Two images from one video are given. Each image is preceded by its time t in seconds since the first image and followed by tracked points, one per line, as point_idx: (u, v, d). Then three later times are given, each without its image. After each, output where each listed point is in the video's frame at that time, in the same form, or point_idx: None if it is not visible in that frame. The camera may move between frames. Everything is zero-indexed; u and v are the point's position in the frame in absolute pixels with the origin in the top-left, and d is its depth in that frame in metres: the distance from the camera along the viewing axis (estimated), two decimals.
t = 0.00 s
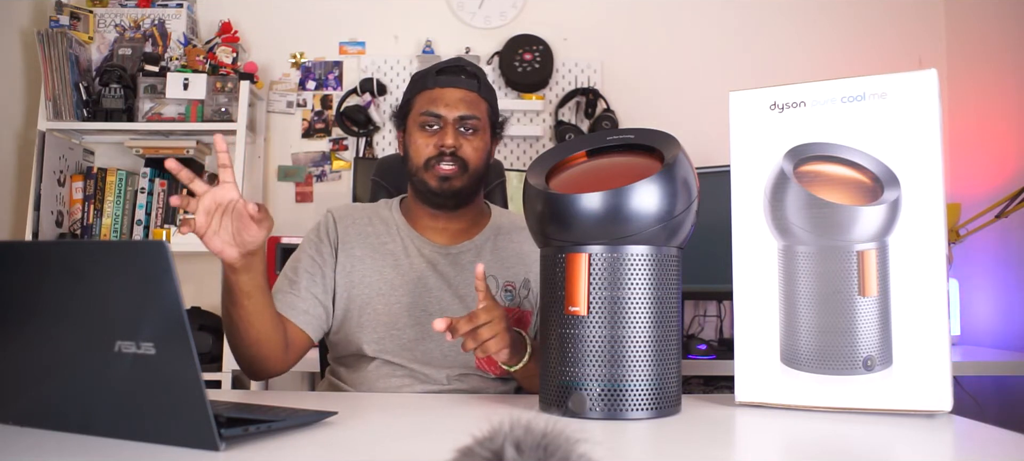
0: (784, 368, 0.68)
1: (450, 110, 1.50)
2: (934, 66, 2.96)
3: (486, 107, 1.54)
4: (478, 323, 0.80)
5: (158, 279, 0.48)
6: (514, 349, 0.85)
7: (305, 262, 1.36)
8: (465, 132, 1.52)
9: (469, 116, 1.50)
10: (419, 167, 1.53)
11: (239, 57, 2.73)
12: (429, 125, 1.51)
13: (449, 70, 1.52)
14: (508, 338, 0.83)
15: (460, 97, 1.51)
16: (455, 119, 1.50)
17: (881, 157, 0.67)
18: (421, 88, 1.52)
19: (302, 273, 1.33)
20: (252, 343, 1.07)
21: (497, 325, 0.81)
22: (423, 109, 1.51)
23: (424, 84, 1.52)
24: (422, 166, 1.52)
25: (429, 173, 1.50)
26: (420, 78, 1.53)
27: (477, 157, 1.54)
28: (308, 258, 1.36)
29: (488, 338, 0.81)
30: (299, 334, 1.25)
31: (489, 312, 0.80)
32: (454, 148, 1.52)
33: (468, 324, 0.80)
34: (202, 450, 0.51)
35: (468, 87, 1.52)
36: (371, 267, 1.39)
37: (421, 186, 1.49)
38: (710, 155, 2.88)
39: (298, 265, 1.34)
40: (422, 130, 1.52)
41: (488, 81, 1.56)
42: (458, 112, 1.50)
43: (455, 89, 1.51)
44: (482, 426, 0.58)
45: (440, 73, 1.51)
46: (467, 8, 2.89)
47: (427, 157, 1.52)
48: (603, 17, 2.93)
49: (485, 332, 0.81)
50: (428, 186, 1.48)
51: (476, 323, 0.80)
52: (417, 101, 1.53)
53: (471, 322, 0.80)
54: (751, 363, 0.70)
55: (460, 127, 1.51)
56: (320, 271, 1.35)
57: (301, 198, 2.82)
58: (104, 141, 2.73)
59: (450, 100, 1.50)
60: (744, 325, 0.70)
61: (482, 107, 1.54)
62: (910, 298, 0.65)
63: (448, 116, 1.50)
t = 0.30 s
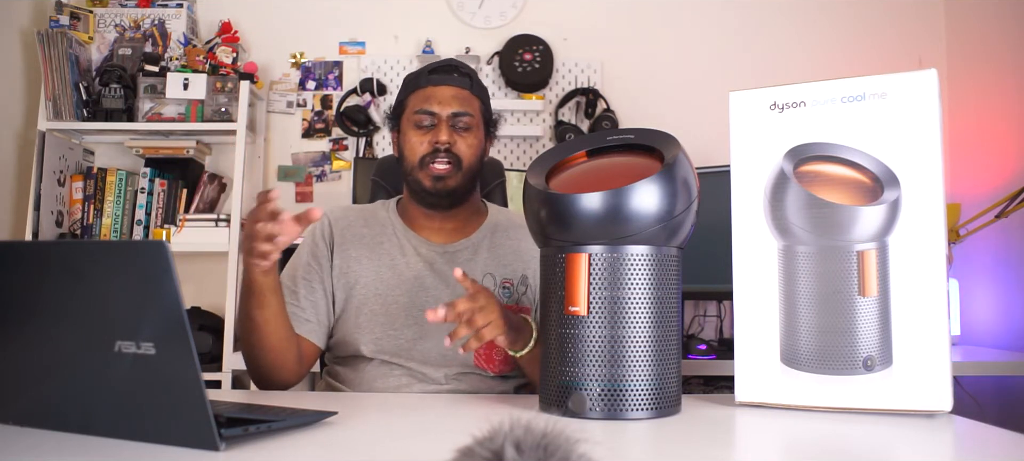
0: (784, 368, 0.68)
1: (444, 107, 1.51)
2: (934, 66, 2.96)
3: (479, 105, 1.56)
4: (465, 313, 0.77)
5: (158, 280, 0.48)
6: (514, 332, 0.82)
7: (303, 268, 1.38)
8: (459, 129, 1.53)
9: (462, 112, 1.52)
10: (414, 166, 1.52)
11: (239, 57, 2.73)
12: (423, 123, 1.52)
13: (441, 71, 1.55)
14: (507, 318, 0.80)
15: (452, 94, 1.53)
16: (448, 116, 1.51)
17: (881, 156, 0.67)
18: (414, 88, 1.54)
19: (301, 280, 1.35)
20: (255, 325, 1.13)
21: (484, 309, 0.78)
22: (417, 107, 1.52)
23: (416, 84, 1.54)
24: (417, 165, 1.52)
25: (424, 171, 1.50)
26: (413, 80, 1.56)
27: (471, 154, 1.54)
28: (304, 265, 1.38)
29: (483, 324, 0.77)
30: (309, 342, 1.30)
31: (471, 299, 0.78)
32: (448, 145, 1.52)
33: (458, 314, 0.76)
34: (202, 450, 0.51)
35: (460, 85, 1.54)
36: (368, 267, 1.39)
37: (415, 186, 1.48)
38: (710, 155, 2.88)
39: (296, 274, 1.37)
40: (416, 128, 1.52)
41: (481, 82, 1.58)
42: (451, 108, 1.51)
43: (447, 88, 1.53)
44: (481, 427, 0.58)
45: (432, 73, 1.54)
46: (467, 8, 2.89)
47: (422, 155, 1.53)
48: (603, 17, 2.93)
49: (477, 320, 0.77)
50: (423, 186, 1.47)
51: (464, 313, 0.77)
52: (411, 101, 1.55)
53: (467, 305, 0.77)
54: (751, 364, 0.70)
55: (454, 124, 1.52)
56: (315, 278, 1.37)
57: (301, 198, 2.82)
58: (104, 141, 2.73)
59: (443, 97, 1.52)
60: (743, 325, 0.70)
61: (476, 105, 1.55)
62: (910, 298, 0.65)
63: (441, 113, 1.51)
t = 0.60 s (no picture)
0: (784, 368, 0.68)
1: (438, 110, 1.49)
2: (934, 66, 2.96)
3: (472, 105, 1.53)
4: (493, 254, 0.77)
5: (158, 280, 0.48)
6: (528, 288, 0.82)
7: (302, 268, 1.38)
8: (454, 131, 1.51)
9: (457, 114, 1.50)
10: (409, 170, 1.51)
11: (239, 57, 2.73)
12: (418, 127, 1.50)
13: (433, 72, 1.52)
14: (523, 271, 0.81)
15: (446, 96, 1.50)
16: (442, 119, 1.50)
17: (881, 156, 0.67)
18: (406, 91, 1.51)
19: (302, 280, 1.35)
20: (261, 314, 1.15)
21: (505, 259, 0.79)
22: (411, 111, 1.50)
23: (408, 87, 1.51)
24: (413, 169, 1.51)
25: (420, 175, 1.50)
26: (404, 82, 1.53)
27: (467, 156, 1.53)
28: (304, 265, 1.38)
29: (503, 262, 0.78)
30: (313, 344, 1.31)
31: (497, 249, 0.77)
32: (444, 149, 1.52)
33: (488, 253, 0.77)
34: (202, 450, 0.51)
35: (453, 86, 1.51)
36: (367, 267, 1.40)
37: (413, 189, 1.49)
38: (710, 155, 2.88)
39: (298, 274, 1.36)
40: (411, 132, 1.50)
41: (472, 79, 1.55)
42: (445, 111, 1.50)
43: (440, 90, 1.51)
44: (481, 426, 0.58)
45: (424, 75, 1.51)
46: (467, 8, 2.89)
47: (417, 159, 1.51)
48: (603, 18, 2.93)
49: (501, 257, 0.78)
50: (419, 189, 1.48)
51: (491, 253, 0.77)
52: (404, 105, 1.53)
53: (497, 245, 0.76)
54: (751, 363, 0.70)
55: (448, 126, 1.50)
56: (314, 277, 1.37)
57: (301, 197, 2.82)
58: (104, 141, 2.73)
59: (437, 100, 1.50)
60: (743, 325, 0.70)
61: (470, 105, 1.53)
62: (910, 298, 0.65)
63: (435, 116, 1.49)
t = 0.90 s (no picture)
0: (784, 368, 0.68)
1: (431, 110, 1.49)
2: (934, 66, 2.96)
3: (467, 104, 1.53)
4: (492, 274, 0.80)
5: (158, 280, 0.48)
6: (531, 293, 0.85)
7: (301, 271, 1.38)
8: (448, 130, 1.51)
9: (450, 113, 1.50)
10: (406, 171, 1.52)
11: (239, 57, 2.73)
12: (412, 127, 1.49)
13: (425, 72, 1.52)
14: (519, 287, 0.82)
15: (439, 96, 1.50)
16: (436, 119, 1.49)
17: (881, 156, 0.67)
18: (399, 92, 1.51)
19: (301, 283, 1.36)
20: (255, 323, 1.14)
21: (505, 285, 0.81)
22: (404, 112, 1.49)
23: (401, 88, 1.50)
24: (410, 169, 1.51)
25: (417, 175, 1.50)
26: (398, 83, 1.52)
27: (463, 155, 1.53)
28: (303, 268, 1.38)
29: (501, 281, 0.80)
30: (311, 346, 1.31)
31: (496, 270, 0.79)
32: (439, 148, 1.51)
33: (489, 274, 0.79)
34: (201, 450, 0.51)
35: (447, 86, 1.51)
36: (365, 269, 1.40)
37: (410, 190, 1.49)
38: (710, 155, 2.88)
39: (297, 277, 1.37)
40: (405, 133, 1.50)
41: (466, 77, 1.55)
42: (438, 111, 1.49)
43: (432, 90, 1.50)
44: (481, 427, 0.58)
45: (416, 75, 1.50)
46: (467, 8, 2.89)
47: (413, 159, 1.51)
48: (603, 18, 2.93)
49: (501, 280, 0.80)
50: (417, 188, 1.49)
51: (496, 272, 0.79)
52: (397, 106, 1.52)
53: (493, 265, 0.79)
54: (751, 364, 0.70)
55: (443, 126, 1.50)
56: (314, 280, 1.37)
57: (302, 197, 2.82)
58: (104, 141, 2.73)
59: (429, 100, 1.49)
60: (744, 325, 0.70)
61: (464, 104, 1.53)
62: (910, 298, 0.65)
63: (428, 116, 1.49)
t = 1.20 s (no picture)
0: (784, 368, 0.68)
1: (425, 113, 1.48)
2: (934, 66, 2.96)
3: (462, 106, 1.52)
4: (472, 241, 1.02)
5: (158, 280, 0.48)
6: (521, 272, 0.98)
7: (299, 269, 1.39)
8: (442, 134, 1.50)
9: (445, 117, 1.48)
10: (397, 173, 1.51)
11: (239, 57, 2.73)
12: (405, 130, 1.48)
13: (421, 71, 1.49)
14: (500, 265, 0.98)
15: (434, 98, 1.48)
16: (430, 122, 1.48)
17: (881, 156, 0.67)
18: (394, 92, 1.48)
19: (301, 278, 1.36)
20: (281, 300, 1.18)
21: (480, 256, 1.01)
22: (399, 113, 1.48)
23: (395, 88, 1.48)
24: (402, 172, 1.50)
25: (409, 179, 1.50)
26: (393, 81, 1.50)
27: (455, 158, 1.53)
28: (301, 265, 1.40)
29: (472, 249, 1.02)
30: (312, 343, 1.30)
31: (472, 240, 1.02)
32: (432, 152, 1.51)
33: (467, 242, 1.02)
34: (201, 450, 0.51)
35: (441, 88, 1.49)
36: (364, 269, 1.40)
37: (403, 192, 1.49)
38: (710, 155, 2.88)
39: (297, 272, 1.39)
40: (399, 134, 1.49)
41: (462, 77, 1.52)
42: (433, 114, 1.48)
43: (427, 91, 1.48)
44: (481, 427, 0.58)
45: (411, 75, 1.48)
46: (467, 8, 2.89)
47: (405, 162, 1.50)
48: (603, 18, 2.93)
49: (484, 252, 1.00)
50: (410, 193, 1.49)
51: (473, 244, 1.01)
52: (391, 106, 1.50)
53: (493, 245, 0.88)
54: (751, 364, 0.70)
55: (437, 129, 1.49)
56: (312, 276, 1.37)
57: (301, 197, 2.82)
58: (104, 141, 2.73)
59: (424, 102, 1.47)
60: (743, 325, 0.70)
61: (459, 106, 1.51)
62: (910, 298, 0.65)
63: (423, 119, 1.48)
